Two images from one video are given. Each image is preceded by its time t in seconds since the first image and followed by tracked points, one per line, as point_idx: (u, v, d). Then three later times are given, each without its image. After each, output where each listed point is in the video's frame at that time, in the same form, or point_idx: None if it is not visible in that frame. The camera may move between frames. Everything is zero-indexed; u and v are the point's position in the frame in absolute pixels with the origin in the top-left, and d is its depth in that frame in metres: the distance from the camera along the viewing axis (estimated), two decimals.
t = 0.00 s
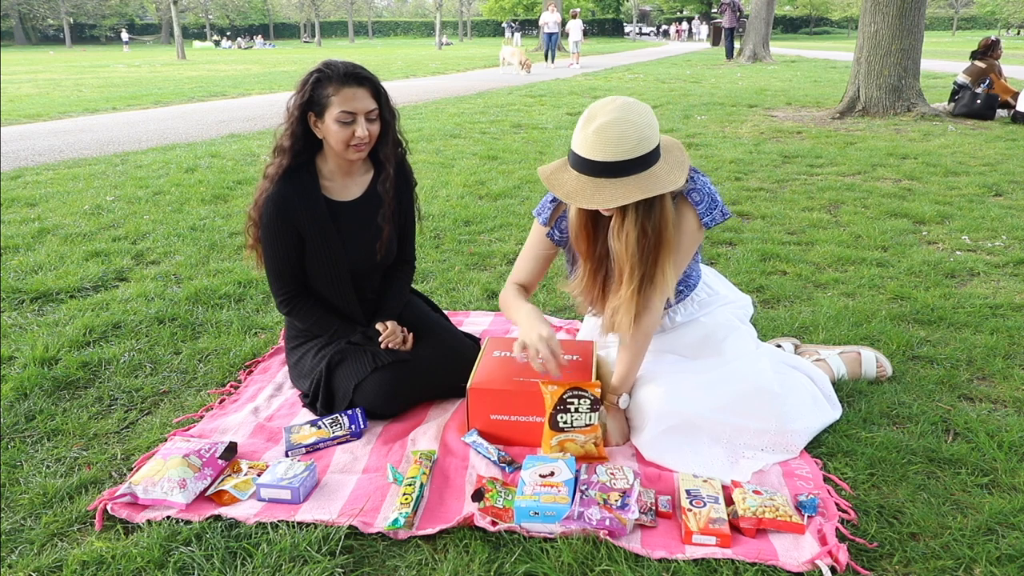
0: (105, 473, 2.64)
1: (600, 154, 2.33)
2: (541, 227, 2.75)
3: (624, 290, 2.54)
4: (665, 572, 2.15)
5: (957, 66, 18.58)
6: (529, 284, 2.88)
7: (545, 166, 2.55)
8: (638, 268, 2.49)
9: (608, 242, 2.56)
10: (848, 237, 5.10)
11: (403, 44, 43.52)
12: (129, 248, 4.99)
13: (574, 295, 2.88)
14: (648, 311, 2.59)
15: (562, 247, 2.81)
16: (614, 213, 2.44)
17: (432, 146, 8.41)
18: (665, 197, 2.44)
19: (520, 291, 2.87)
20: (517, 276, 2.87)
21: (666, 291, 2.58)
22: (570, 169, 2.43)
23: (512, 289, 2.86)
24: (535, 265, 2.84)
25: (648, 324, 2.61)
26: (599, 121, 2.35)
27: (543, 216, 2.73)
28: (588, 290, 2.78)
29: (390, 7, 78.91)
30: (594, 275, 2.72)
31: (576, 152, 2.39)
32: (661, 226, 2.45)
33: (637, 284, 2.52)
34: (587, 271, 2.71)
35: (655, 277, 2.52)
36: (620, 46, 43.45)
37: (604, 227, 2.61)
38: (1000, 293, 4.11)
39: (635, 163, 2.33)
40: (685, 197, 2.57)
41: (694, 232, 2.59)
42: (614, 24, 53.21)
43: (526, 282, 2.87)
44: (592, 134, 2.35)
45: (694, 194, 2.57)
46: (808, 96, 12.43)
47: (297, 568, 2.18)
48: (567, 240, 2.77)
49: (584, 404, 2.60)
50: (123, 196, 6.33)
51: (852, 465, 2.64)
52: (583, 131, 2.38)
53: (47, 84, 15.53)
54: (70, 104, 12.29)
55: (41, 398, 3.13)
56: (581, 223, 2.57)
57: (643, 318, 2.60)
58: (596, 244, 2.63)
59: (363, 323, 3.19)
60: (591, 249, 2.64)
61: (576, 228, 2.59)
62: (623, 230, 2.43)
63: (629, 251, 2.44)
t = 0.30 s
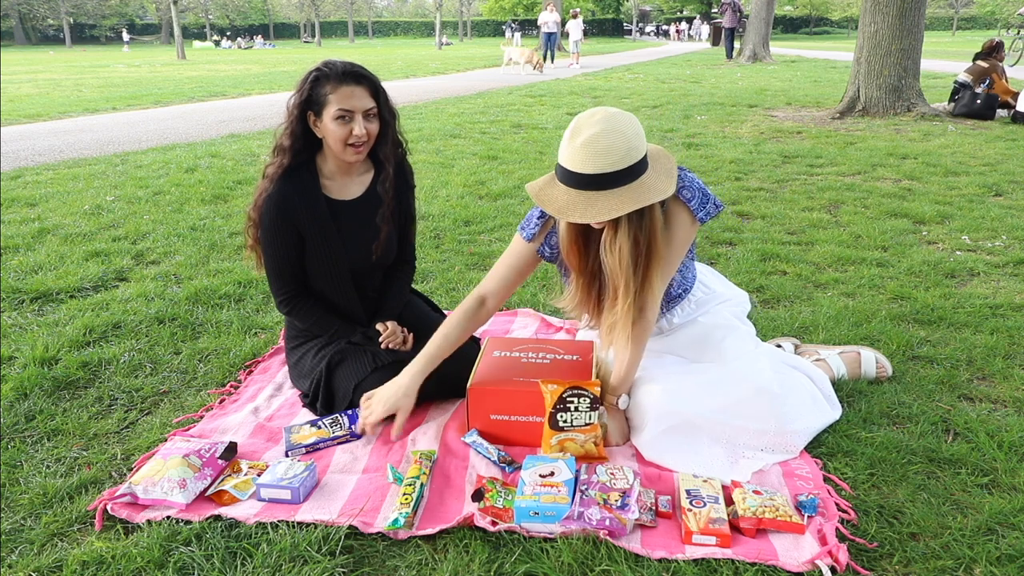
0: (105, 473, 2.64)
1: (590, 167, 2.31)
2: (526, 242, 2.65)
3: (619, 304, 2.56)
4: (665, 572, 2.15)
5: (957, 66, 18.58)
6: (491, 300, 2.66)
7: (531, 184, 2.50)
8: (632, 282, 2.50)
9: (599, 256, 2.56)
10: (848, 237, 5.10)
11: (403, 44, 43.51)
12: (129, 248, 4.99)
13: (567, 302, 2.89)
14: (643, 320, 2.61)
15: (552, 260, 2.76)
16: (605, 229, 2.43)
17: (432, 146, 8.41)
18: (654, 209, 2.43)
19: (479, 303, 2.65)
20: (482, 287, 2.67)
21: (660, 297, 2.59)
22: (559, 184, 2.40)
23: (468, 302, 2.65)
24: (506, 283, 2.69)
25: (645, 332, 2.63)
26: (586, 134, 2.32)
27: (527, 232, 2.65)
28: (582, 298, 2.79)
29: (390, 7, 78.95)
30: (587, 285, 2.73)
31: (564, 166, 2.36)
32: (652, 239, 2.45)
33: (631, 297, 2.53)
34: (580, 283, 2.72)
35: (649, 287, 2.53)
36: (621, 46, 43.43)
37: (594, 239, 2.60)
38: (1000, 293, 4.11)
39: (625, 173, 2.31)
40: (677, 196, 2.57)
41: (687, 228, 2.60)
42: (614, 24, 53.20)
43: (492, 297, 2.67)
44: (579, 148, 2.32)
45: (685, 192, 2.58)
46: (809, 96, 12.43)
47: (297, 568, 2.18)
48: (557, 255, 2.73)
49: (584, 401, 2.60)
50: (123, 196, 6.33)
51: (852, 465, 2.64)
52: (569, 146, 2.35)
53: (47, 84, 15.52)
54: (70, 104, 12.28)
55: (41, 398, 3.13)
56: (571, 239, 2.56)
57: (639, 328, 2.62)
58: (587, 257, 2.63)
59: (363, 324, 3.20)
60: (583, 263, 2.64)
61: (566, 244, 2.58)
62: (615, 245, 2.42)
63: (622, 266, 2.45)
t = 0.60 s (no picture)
0: (105, 473, 2.64)
1: (582, 167, 2.31)
2: (513, 260, 2.64)
3: (609, 309, 2.55)
4: (665, 572, 2.16)
5: (957, 66, 18.58)
6: (477, 321, 2.70)
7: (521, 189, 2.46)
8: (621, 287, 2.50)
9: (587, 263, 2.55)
10: (848, 237, 5.10)
11: (403, 44, 43.48)
12: (129, 248, 4.99)
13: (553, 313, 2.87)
14: (633, 325, 2.60)
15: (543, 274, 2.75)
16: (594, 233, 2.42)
17: (432, 146, 8.41)
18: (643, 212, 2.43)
19: (465, 322, 2.70)
20: (468, 306, 2.70)
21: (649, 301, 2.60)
22: (550, 184, 2.39)
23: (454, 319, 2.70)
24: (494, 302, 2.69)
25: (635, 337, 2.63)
26: (580, 133, 2.33)
27: (516, 249, 2.64)
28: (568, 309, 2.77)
29: (390, 7, 78.90)
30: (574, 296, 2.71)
31: (557, 167, 2.36)
32: (640, 243, 2.45)
33: (621, 301, 2.52)
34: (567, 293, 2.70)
35: (638, 291, 2.53)
36: (621, 46, 43.41)
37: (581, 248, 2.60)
38: (1000, 293, 4.11)
39: (618, 174, 2.32)
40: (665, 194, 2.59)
41: (676, 223, 2.61)
42: (614, 24, 53.14)
43: (478, 317, 2.70)
44: (573, 148, 2.33)
45: (673, 190, 2.60)
46: (809, 96, 12.43)
47: (297, 568, 2.18)
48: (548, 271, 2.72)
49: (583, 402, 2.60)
50: (123, 196, 6.33)
51: (852, 465, 2.64)
52: (563, 146, 2.35)
53: (47, 84, 15.52)
54: (70, 104, 12.28)
55: (41, 398, 3.13)
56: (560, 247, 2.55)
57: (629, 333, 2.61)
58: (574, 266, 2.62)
59: (363, 324, 3.20)
60: (571, 273, 2.63)
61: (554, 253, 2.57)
62: (605, 251, 2.42)
63: (612, 270, 2.44)
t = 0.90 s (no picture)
0: (105, 473, 2.64)
1: (581, 148, 2.33)
2: (509, 253, 2.66)
3: (603, 295, 2.53)
4: (665, 572, 2.16)
5: (956, 65, 18.60)
6: (471, 313, 2.67)
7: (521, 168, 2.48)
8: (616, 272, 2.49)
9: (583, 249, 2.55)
10: (848, 237, 5.10)
11: (403, 44, 43.46)
12: (129, 248, 4.99)
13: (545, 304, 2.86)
14: (628, 313, 2.58)
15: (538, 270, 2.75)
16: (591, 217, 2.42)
17: (432, 146, 8.41)
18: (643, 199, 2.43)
19: (459, 314, 2.68)
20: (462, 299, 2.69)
21: (645, 296, 2.59)
22: (549, 164, 2.40)
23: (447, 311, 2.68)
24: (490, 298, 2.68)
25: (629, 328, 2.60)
26: (581, 114, 2.35)
27: (512, 242, 2.66)
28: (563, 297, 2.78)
29: (390, 7, 78.93)
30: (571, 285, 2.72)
31: (557, 148, 2.37)
32: (637, 230, 2.45)
33: (616, 288, 2.51)
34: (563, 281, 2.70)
35: (634, 279, 2.52)
36: (621, 45, 43.43)
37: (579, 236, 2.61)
38: (1000, 293, 4.11)
39: (618, 158, 2.33)
40: (664, 193, 2.60)
41: (676, 224, 2.61)
42: (614, 25, 53.11)
43: (472, 310, 2.68)
44: (574, 128, 2.35)
45: (672, 190, 2.60)
46: (809, 96, 12.43)
47: (297, 567, 2.18)
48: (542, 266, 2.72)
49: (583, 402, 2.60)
50: (123, 196, 6.33)
51: (852, 465, 2.64)
52: (564, 127, 2.37)
53: (47, 84, 15.52)
54: (70, 104, 12.29)
55: (41, 398, 3.13)
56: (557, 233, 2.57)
57: (623, 322, 2.59)
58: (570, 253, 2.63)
59: (363, 324, 3.20)
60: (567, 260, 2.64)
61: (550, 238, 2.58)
62: (600, 233, 2.41)
63: (607, 255, 2.43)
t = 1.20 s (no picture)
0: (105, 473, 2.64)
1: (576, 148, 2.33)
2: (508, 256, 2.67)
3: (603, 292, 2.53)
4: (665, 572, 2.16)
5: (956, 65, 18.60)
6: (473, 316, 2.68)
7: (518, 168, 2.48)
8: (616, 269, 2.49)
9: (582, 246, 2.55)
10: (848, 237, 5.10)
11: (403, 44, 43.46)
12: (129, 248, 4.99)
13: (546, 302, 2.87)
14: (628, 311, 2.58)
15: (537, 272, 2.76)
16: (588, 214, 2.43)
17: (432, 146, 8.41)
18: (640, 196, 2.44)
19: (461, 317, 2.68)
20: (464, 302, 2.69)
21: (646, 293, 2.59)
22: (544, 163, 2.40)
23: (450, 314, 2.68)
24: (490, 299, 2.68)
25: (629, 327, 2.60)
26: (577, 113, 2.35)
27: (510, 245, 2.67)
28: (561, 296, 2.79)
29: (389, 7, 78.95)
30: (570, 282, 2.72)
31: (552, 148, 2.37)
32: (636, 227, 2.45)
33: (615, 284, 2.51)
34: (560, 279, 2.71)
35: (635, 276, 2.52)
36: (622, 45, 43.40)
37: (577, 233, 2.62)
38: (1000, 293, 4.11)
39: (613, 158, 2.33)
40: (661, 192, 2.60)
41: (673, 222, 2.61)
42: (614, 25, 53.09)
43: (474, 313, 2.68)
44: (569, 128, 2.35)
45: (669, 189, 2.60)
46: (809, 96, 12.43)
47: (297, 567, 2.18)
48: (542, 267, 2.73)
49: (582, 402, 2.60)
50: (123, 196, 6.33)
51: (853, 465, 2.64)
52: (559, 127, 2.37)
53: (47, 84, 15.52)
54: (70, 104, 12.29)
55: (41, 398, 3.13)
56: (553, 231, 2.57)
57: (622, 320, 2.59)
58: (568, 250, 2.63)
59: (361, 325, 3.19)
60: (564, 258, 2.64)
61: (546, 237, 2.58)
62: (599, 232, 2.42)
63: (606, 252, 2.43)
